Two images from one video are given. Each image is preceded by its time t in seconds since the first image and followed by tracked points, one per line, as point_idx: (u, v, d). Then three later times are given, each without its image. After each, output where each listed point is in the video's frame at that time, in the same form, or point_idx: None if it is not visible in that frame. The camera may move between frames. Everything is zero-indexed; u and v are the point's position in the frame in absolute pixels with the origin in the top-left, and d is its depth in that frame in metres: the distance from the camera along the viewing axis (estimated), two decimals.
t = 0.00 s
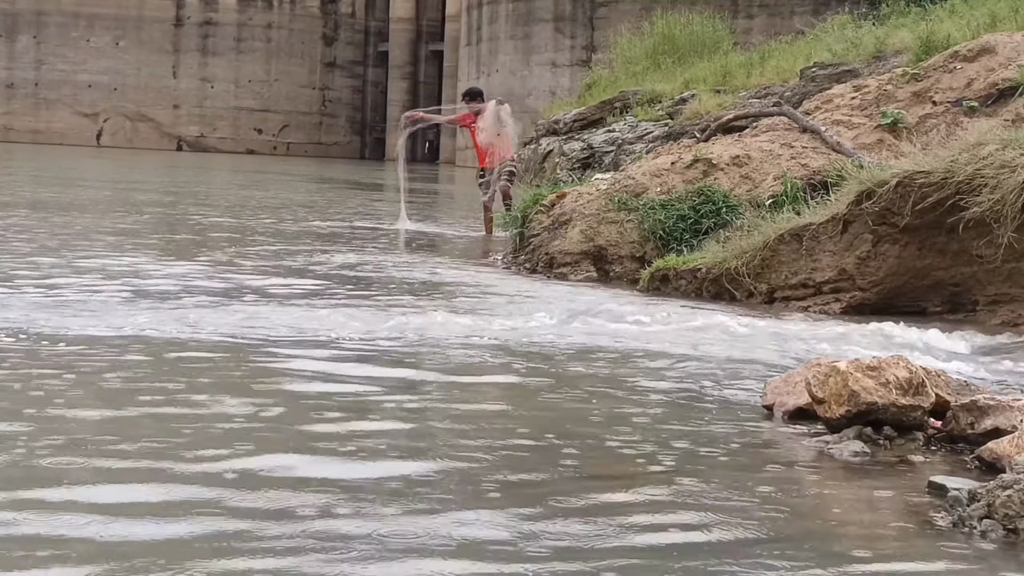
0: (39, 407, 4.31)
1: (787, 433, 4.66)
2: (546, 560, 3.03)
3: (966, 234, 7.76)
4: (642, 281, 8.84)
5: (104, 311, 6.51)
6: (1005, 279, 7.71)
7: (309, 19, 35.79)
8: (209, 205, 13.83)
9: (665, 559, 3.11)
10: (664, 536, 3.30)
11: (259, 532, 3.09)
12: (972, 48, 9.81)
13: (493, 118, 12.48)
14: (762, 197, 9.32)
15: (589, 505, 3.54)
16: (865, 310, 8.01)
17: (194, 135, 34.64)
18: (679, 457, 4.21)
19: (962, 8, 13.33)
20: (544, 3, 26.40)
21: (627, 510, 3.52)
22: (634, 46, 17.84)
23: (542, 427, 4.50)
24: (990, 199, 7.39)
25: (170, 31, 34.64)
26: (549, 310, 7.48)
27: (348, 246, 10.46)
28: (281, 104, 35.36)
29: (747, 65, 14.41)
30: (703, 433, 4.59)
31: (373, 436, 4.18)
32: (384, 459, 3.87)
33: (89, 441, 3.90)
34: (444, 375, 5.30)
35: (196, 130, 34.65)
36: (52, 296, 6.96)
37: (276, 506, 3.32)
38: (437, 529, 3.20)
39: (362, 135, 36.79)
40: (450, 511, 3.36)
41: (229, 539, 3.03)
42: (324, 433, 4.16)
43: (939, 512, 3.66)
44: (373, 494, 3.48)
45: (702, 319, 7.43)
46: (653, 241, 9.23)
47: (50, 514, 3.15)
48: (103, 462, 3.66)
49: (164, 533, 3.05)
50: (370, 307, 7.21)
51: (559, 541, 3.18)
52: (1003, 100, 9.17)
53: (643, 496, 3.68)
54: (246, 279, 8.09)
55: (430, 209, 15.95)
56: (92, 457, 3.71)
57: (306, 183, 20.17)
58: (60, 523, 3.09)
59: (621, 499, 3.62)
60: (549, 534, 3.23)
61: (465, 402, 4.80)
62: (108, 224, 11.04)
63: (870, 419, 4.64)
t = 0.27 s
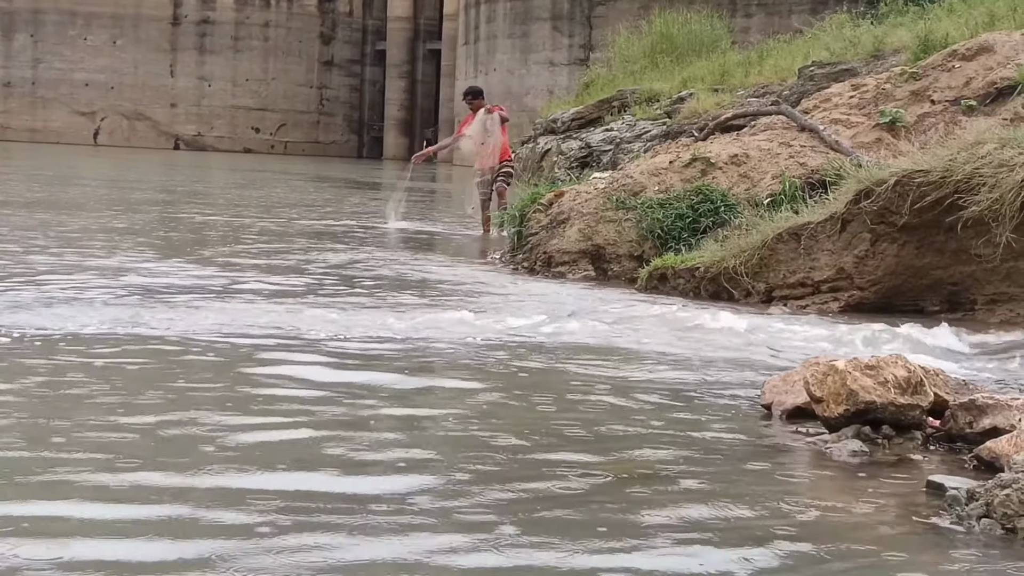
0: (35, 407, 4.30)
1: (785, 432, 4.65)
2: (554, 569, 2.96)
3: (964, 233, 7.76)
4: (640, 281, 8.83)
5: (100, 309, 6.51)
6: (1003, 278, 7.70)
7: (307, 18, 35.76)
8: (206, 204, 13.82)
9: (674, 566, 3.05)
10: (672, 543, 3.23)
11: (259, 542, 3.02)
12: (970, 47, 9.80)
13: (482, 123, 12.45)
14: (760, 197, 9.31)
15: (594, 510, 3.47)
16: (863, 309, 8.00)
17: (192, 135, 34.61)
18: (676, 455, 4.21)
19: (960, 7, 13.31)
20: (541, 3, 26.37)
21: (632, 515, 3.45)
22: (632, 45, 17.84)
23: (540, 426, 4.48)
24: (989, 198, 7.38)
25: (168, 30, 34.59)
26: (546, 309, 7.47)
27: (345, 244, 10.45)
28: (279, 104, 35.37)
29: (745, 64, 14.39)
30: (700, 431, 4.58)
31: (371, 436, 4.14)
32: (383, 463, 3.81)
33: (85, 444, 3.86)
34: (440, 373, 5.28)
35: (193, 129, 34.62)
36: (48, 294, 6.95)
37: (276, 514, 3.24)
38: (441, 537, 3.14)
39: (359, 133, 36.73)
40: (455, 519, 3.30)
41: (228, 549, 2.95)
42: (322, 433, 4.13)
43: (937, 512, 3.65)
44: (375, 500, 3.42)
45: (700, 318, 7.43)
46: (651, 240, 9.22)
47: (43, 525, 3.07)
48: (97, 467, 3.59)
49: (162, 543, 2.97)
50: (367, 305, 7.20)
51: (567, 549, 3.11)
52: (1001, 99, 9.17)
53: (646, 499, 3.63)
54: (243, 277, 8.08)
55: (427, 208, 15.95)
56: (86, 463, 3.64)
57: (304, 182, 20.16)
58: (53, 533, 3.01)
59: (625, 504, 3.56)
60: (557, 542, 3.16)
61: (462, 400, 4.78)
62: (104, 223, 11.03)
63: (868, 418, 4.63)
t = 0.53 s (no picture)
0: (33, 396, 4.32)
1: (781, 423, 4.67)
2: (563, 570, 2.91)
3: (961, 224, 7.79)
4: (637, 272, 8.84)
5: (97, 299, 6.53)
6: (1000, 268, 7.69)
7: (307, 6, 35.70)
8: (204, 193, 13.82)
9: (681, 564, 3.01)
10: (681, 543, 3.17)
11: (260, 545, 2.95)
12: (969, 38, 9.80)
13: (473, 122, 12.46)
14: (758, 187, 9.33)
15: (600, 509, 3.42)
16: (860, 299, 8.01)
17: (191, 123, 34.54)
18: (672, 444, 4.23)
19: None
20: None
21: (639, 515, 3.39)
22: (631, 35, 17.82)
23: (536, 415, 4.50)
24: (986, 189, 7.41)
25: (167, 19, 34.50)
26: (543, 299, 7.48)
27: (343, 234, 10.46)
28: (278, 93, 35.37)
29: (743, 54, 14.38)
30: (696, 421, 4.60)
31: (367, 426, 4.15)
32: (383, 456, 3.77)
33: (82, 436, 3.84)
34: (436, 364, 5.30)
35: (192, 118, 34.57)
36: (46, 283, 6.97)
37: (277, 514, 3.18)
38: (446, 538, 3.08)
39: (358, 123, 36.90)
40: (459, 518, 3.24)
41: (228, 553, 2.88)
42: (320, 422, 4.14)
43: (933, 503, 3.67)
44: (378, 497, 3.36)
45: (697, 308, 7.44)
46: (648, 231, 9.26)
47: (38, 527, 2.99)
48: (96, 462, 3.55)
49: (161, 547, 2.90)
50: (364, 295, 7.21)
51: (575, 550, 3.06)
52: (999, 91, 9.19)
53: (649, 495, 3.59)
54: (240, 267, 8.09)
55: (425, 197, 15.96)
56: (82, 460, 3.58)
57: (302, 170, 20.16)
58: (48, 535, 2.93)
59: (631, 502, 3.51)
60: (564, 543, 3.10)
61: (458, 390, 4.80)
62: (102, 212, 11.03)
63: (865, 409, 4.66)
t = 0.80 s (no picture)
0: (25, 382, 4.31)
1: (775, 408, 4.68)
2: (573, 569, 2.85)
3: (956, 211, 7.76)
4: (631, 258, 8.84)
5: (90, 284, 6.52)
6: (994, 256, 7.70)
7: None
8: (197, 179, 13.78)
9: (682, 555, 2.99)
10: (688, 539, 3.11)
11: (261, 538, 2.93)
12: (964, 23, 9.77)
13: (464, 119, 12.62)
14: (752, 173, 9.31)
15: (606, 504, 3.36)
16: (854, 286, 8.02)
17: (183, 109, 34.41)
18: (666, 430, 4.24)
19: None
20: None
21: (644, 509, 3.32)
22: (625, 20, 17.78)
23: (529, 404, 4.48)
24: (981, 175, 7.40)
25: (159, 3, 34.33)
26: (537, 285, 7.48)
27: (336, 220, 10.44)
28: (270, 78, 35.36)
29: (738, 40, 14.35)
30: (690, 407, 4.61)
31: (359, 417, 4.12)
32: (376, 448, 3.74)
33: (72, 427, 3.79)
34: (430, 351, 5.30)
35: (185, 103, 34.45)
36: (38, 268, 6.96)
37: (277, 511, 3.12)
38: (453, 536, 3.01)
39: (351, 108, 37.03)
40: (463, 516, 3.17)
41: (226, 550, 2.82)
42: (312, 411, 4.11)
43: (928, 488, 3.68)
44: (379, 493, 3.31)
45: (692, 294, 7.44)
46: (642, 217, 9.22)
47: (30, 527, 2.91)
48: (96, 453, 3.54)
49: (157, 548, 2.82)
50: (357, 281, 7.21)
51: (583, 549, 2.99)
52: (994, 77, 9.18)
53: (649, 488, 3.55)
54: (233, 253, 8.08)
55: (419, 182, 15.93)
56: (77, 455, 3.51)
57: (295, 156, 20.11)
58: (42, 536, 2.85)
59: (635, 497, 3.45)
60: (566, 535, 3.07)
61: (452, 378, 4.79)
62: (95, 198, 11.00)
63: (859, 395, 4.66)
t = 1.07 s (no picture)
0: (22, 364, 4.32)
1: (773, 392, 4.68)
2: (589, 566, 2.79)
3: (955, 194, 7.76)
4: (630, 242, 8.83)
5: (87, 267, 6.52)
6: (993, 240, 7.71)
7: None
8: (195, 162, 13.75)
9: (687, 542, 2.98)
10: (696, 529, 3.07)
11: (264, 523, 2.91)
12: (963, 7, 9.75)
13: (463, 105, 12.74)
14: (751, 156, 9.29)
15: (617, 496, 3.30)
16: (853, 270, 8.03)
17: (181, 92, 34.34)
18: (665, 413, 4.25)
19: None
20: None
21: (647, 495, 3.31)
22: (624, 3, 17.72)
23: (527, 388, 4.48)
24: (980, 159, 7.39)
25: None
26: (535, 269, 7.47)
27: (334, 203, 10.43)
28: (268, 61, 35.39)
29: (737, 23, 14.31)
30: (688, 390, 4.61)
31: (358, 401, 4.11)
32: (378, 431, 3.73)
33: (67, 411, 3.77)
34: (428, 335, 5.30)
35: (182, 86, 34.37)
36: (35, 251, 6.95)
37: (279, 495, 3.10)
38: (466, 529, 2.96)
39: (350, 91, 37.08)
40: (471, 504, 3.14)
41: (227, 537, 2.81)
42: (309, 394, 4.10)
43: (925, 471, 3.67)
44: (382, 479, 3.28)
45: (690, 278, 7.44)
46: (641, 200, 9.20)
47: (33, 509, 2.90)
48: (99, 433, 3.52)
49: (162, 537, 2.78)
50: (355, 265, 7.20)
51: (598, 543, 2.93)
52: (993, 60, 9.16)
53: (656, 477, 3.50)
54: (231, 236, 8.07)
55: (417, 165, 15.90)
56: (79, 440, 3.48)
57: (293, 139, 20.06)
58: (46, 530, 2.77)
59: (645, 487, 3.40)
60: (570, 525, 3.04)
61: (449, 360, 4.79)
62: (92, 181, 10.96)
63: (857, 378, 4.66)
